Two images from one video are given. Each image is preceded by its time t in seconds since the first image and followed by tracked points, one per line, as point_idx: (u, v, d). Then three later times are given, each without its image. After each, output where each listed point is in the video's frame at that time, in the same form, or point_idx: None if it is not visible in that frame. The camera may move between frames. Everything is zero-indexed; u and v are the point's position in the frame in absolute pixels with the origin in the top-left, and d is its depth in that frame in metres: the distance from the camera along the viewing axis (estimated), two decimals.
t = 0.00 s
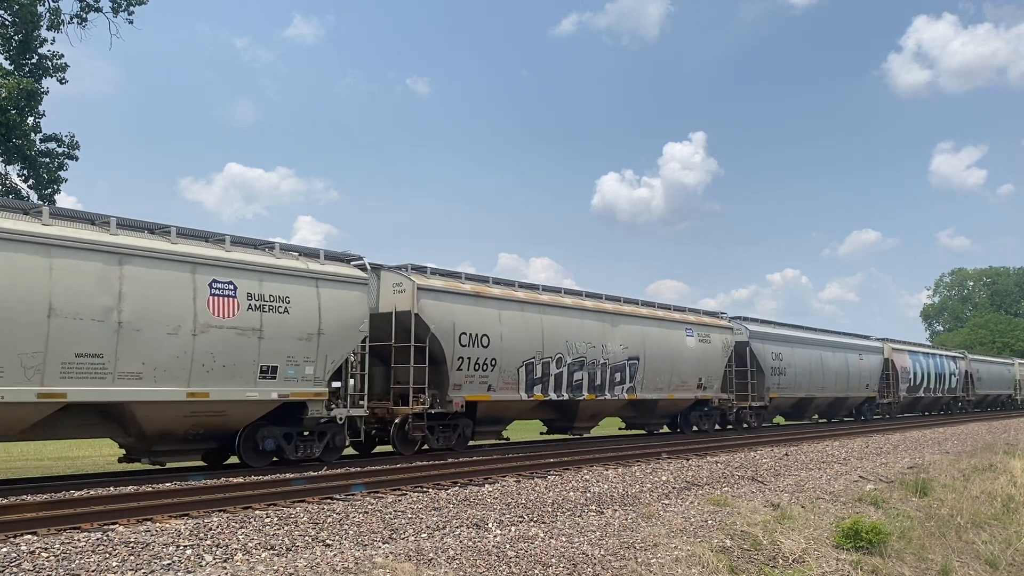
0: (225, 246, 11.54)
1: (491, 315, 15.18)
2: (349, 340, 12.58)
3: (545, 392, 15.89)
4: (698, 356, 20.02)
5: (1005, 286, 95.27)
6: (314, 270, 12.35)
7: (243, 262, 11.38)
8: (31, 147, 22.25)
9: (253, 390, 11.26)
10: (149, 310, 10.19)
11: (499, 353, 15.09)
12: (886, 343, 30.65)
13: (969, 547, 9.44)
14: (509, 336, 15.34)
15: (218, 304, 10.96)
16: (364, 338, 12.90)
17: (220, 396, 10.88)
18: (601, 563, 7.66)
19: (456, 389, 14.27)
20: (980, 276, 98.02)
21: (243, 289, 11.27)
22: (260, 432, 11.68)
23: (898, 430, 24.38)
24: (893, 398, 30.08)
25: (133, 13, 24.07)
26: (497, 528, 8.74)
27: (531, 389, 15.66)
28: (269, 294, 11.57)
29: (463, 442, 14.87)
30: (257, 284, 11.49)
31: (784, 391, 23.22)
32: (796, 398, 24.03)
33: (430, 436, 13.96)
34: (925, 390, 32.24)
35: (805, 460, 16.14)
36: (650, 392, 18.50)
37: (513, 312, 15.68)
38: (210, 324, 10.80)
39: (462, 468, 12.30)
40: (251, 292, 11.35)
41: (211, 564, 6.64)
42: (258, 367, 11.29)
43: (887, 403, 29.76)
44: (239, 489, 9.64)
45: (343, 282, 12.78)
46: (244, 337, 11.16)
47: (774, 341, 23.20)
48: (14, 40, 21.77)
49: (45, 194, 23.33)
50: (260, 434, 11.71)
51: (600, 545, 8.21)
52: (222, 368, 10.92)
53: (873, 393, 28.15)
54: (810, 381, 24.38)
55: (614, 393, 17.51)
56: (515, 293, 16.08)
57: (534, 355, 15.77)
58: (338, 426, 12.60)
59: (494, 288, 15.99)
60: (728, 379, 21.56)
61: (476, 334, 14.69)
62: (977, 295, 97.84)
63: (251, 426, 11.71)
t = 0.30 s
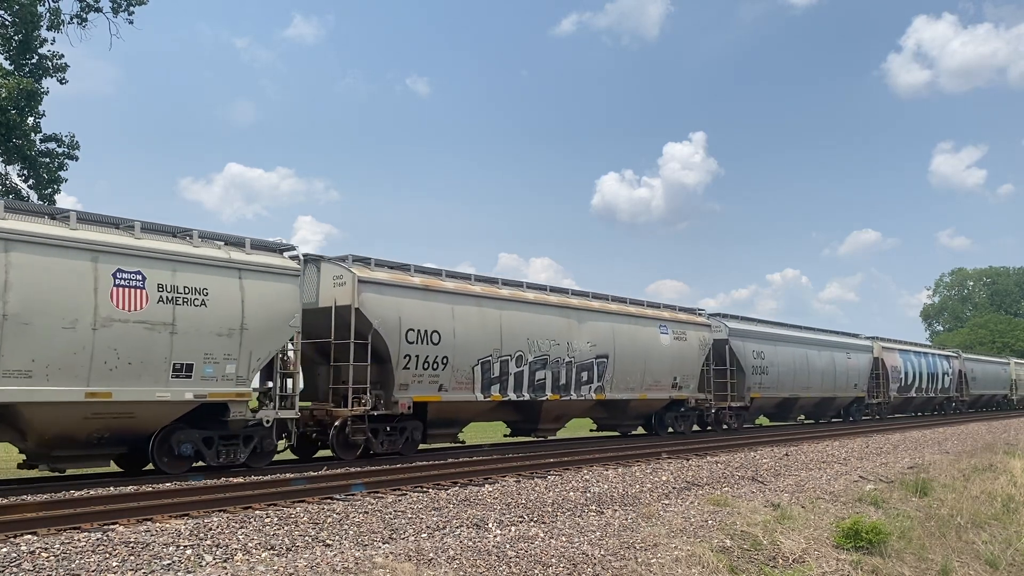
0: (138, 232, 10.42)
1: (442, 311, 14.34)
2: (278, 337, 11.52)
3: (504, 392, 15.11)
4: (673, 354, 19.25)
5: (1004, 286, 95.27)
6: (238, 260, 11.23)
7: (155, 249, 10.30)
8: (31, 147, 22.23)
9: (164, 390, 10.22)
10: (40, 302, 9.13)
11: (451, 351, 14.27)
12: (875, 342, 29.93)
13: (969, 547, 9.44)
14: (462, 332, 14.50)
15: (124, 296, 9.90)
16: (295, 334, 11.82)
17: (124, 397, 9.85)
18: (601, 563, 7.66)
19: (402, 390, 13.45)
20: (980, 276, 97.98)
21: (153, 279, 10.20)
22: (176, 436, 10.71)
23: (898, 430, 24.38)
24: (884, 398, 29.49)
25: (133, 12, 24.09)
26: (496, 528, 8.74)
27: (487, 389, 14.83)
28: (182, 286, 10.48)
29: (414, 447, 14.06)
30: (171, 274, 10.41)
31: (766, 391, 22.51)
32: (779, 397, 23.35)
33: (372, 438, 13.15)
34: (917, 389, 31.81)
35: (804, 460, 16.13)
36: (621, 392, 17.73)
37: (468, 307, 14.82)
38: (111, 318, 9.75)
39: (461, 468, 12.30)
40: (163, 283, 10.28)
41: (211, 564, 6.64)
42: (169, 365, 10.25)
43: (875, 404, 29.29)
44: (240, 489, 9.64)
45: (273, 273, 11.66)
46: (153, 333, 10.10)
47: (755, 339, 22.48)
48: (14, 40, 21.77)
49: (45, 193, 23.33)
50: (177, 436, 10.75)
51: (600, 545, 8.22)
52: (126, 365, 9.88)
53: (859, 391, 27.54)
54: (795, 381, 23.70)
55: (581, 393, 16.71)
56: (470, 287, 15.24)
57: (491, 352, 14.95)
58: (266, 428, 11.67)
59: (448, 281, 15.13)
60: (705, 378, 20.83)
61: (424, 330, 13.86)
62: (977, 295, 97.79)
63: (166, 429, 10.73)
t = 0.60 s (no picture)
0: (30, 217, 9.50)
1: (387, 305, 13.34)
2: (192, 332, 10.61)
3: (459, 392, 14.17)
4: (644, 351, 18.51)
5: (1004, 286, 95.26)
6: (147, 248, 10.34)
7: (47, 235, 9.40)
8: (31, 147, 22.23)
9: (58, 390, 9.35)
10: None
11: (398, 348, 13.31)
12: (864, 340, 29.25)
13: (969, 547, 9.44)
14: (410, 328, 13.53)
15: (11, 286, 9.02)
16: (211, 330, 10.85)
17: (8, 398, 8.96)
18: (601, 563, 7.66)
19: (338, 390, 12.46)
20: (980, 276, 97.98)
21: (46, 268, 9.32)
22: (75, 439, 9.72)
23: (898, 430, 24.38)
24: (873, 397, 28.67)
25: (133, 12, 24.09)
26: (496, 528, 8.73)
27: (439, 390, 13.89)
28: (80, 276, 9.61)
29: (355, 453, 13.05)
30: (66, 263, 9.52)
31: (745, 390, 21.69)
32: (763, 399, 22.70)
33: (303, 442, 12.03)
34: (908, 388, 31.13)
35: (804, 460, 16.13)
36: (588, 392, 17.01)
37: (416, 301, 13.82)
38: None
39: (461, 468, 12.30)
40: (57, 273, 9.40)
41: (211, 564, 6.64)
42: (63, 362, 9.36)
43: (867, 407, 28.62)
44: (240, 489, 9.64)
45: (186, 262, 10.75)
46: (43, 326, 9.22)
47: (732, 337, 21.74)
48: (14, 40, 21.77)
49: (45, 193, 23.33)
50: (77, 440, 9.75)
51: (600, 545, 8.21)
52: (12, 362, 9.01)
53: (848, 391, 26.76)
54: (776, 380, 22.91)
55: (543, 393, 15.92)
56: (419, 279, 14.22)
57: (443, 350, 14.01)
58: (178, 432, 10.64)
59: (394, 273, 14.09)
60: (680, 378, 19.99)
61: (365, 325, 12.85)
62: (977, 295, 97.80)
63: (65, 432, 9.76)
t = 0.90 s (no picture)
0: None
1: (322, 298, 12.30)
2: (92, 327, 9.39)
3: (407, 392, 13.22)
4: (614, 349, 17.58)
5: (1005, 286, 95.21)
6: (40, 234, 9.14)
7: None
8: (31, 147, 22.22)
9: None
10: None
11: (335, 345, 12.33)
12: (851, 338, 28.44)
13: (969, 547, 9.44)
14: (349, 324, 12.53)
15: None
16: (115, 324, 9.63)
17: None
18: (601, 563, 7.66)
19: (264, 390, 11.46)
20: (980, 276, 98.01)
21: None
22: None
23: (898, 430, 24.39)
24: (862, 398, 27.75)
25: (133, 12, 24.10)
26: (497, 528, 8.74)
27: (381, 391, 12.93)
28: None
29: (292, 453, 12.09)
30: None
31: (723, 390, 20.81)
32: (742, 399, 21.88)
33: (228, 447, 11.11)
34: (899, 388, 30.49)
35: (804, 460, 16.13)
36: (551, 392, 16.06)
37: (356, 295, 12.81)
38: None
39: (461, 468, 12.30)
40: None
41: (211, 564, 6.64)
42: None
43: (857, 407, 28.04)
44: (240, 489, 9.64)
45: (88, 249, 9.54)
46: None
47: (710, 335, 20.87)
48: (14, 40, 21.76)
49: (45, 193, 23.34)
50: None
51: (600, 545, 8.22)
52: None
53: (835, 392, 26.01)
54: (757, 380, 22.07)
55: (501, 393, 14.98)
56: (359, 271, 13.15)
57: (386, 347, 13.03)
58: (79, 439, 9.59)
59: (332, 265, 12.96)
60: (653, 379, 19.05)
61: (296, 320, 11.84)
62: (977, 295, 97.83)
63: None
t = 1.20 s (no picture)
0: None
1: (246, 290, 11.39)
2: None
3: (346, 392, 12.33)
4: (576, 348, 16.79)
5: (1004, 286, 95.19)
6: None
7: None
8: (30, 147, 22.23)
9: None
10: None
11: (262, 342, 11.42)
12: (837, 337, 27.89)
13: (969, 547, 9.45)
14: (276, 318, 11.61)
15: None
16: None
17: None
18: (601, 563, 7.66)
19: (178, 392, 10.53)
20: (980, 276, 98.04)
21: None
22: None
23: (898, 430, 24.40)
24: (848, 398, 27.34)
25: (134, 12, 24.03)
26: (497, 528, 8.74)
27: (316, 391, 12.01)
28: None
29: (216, 456, 11.22)
30: None
31: (700, 390, 20.24)
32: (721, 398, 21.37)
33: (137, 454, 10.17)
34: (889, 387, 30.16)
35: (804, 460, 16.14)
36: (510, 392, 15.28)
37: (286, 287, 11.91)
38: None
39: (461, 468, 12.30)
40: None
41: (211, 564, 6.64)
42: None
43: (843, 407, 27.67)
44: (240, 489, 9.65)
45: None
46: None
47: (686, 332, 20.23)
48: (14, 40, 21.76)
49: (45, 194, 23.35)
50: None
51: (600, 545, 8.22)
52: None
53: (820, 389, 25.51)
54: (737, 380, 21.52)
55: (453, 392, 14.11)
56: (292, 262, 12.24)
57: (320, 344, 12.11)
58: None
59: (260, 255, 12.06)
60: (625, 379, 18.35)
61: (214, 314, 10.91)
62: (977, 295, 97.85)
63: None
